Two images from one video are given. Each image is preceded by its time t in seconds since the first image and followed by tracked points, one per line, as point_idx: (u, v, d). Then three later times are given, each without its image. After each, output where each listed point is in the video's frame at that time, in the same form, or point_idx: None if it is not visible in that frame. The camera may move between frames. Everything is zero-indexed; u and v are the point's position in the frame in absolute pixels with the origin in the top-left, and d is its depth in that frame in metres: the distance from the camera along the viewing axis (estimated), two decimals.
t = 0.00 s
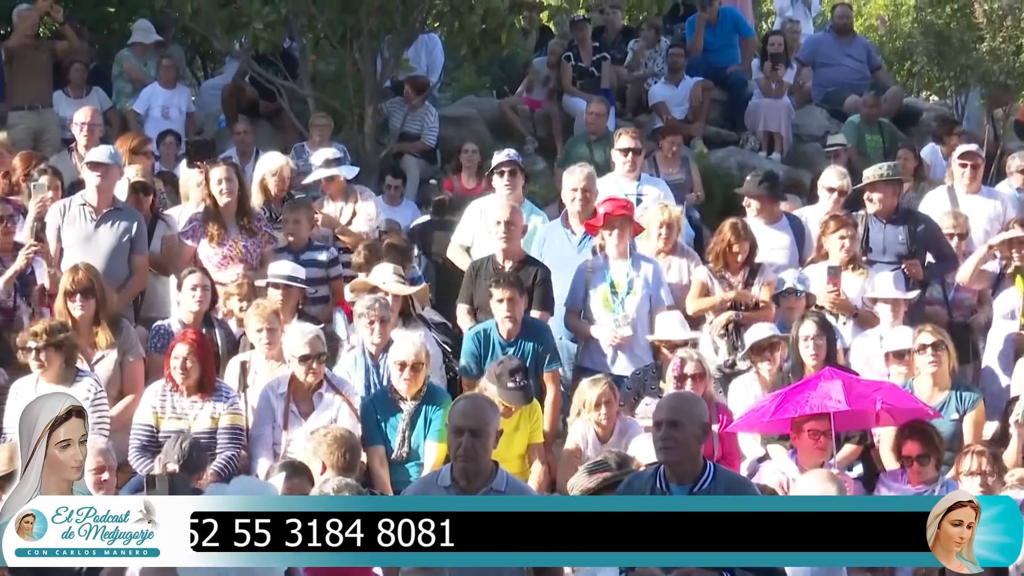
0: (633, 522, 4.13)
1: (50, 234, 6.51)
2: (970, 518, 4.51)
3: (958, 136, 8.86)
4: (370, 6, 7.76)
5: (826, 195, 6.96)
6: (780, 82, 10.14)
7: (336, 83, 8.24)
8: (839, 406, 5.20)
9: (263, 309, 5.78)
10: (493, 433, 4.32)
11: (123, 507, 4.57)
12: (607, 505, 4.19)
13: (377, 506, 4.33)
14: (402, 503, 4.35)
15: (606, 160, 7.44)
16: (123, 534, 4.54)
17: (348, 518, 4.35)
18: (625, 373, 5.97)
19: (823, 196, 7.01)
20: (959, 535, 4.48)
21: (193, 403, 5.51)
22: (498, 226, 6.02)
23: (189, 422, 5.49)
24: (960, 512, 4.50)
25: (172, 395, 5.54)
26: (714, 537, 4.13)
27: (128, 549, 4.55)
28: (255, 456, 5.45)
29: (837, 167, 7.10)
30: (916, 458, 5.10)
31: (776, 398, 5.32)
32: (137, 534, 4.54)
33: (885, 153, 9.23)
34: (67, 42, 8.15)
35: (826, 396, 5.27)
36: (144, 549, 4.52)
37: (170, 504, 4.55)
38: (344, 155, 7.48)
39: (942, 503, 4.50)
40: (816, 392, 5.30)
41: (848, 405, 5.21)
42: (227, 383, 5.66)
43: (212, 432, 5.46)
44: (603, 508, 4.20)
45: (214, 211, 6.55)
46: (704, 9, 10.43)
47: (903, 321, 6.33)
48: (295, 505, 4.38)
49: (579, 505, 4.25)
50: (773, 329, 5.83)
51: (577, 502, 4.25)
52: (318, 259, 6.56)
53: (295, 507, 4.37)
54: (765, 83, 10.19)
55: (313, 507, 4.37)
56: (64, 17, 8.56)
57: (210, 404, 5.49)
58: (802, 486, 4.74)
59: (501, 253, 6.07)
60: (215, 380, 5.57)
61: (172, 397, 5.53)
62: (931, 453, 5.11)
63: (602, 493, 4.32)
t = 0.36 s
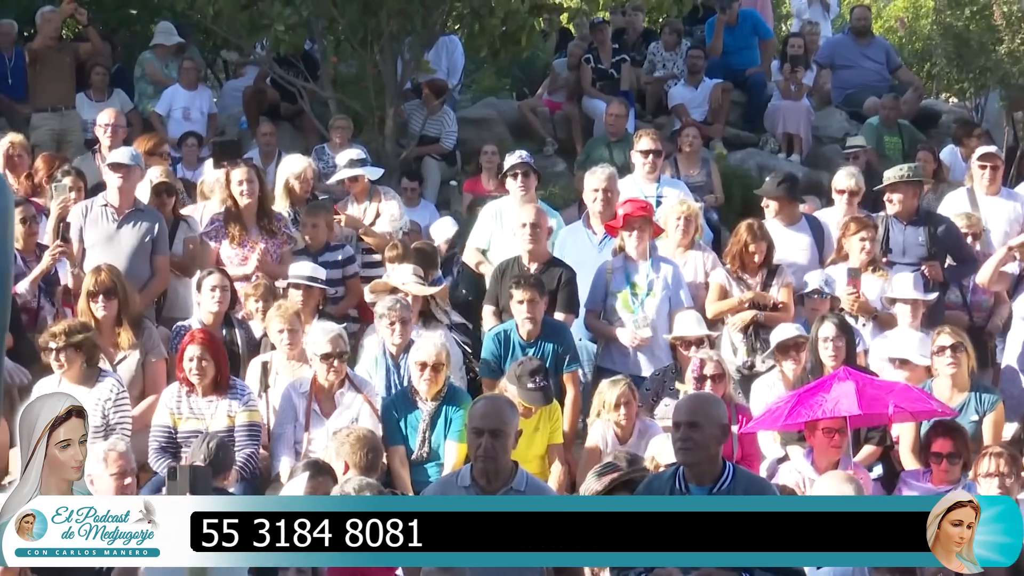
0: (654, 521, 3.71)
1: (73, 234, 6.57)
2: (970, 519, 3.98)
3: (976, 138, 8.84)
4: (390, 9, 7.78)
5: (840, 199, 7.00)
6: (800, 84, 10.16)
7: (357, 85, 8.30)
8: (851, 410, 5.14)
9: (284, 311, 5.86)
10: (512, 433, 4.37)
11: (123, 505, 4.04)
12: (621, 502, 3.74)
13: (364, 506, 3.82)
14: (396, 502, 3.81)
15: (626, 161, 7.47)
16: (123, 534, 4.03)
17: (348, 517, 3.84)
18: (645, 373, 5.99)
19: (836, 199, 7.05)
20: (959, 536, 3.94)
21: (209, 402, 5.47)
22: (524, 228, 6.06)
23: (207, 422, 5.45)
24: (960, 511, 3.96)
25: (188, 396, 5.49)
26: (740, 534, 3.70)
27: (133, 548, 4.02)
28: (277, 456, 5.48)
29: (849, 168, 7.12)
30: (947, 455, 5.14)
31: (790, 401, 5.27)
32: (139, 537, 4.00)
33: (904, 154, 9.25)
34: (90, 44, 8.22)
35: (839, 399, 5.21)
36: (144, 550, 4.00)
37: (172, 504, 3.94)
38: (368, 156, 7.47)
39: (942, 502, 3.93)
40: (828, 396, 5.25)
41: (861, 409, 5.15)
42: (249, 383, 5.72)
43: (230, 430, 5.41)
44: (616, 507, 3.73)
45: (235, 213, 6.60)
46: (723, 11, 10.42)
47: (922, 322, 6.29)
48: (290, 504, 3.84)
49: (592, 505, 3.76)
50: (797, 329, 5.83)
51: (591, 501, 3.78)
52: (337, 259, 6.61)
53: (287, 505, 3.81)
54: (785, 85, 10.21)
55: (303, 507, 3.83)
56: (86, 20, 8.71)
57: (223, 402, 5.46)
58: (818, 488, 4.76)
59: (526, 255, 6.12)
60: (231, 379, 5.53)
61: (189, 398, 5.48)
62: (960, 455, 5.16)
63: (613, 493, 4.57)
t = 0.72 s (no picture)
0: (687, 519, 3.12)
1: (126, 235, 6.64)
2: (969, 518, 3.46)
3: None
4: (441, 10, 7.86)
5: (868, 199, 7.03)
6: (850, 86, 10.18)
7: (409, 87, 8.33)
8: (896, 406, 5.18)
9: (336, 311, 5.90)
10: (566, 435, 4.44)
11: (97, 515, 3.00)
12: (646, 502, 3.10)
13: (352, 504, 3.07)
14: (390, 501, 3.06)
15: (676, 163, 7.50)
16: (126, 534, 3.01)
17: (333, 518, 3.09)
18: (695, 374, 6.01)
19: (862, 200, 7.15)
20: (959, 536, 3.39)
21: (268, 403, 5.52)
22: (585, 231, 6.08)
23: (261, 422, 5.50)
24: (959, 509, 3.42)
25: (245, 395, 5.54)
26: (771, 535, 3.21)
27: (123, 555, 3.10)
28: (330, 456, 5.51)
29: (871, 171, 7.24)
30: (1001, 457, 5.09)
31: (836, 402, 5.30)
32: (136, 538, 3.23)
33: (955, 157, 9.24)
34: (144, 47, 8.31)
35: (885, 396, 5.25)
36: (143, 551, 3.24)
37: (171, 504, 3.32)
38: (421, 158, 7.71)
39: (941, 500, 3.38)
40: (873, 394, 5.29)
41: (906, 404, 5.21)
42: (302, 383, 5.78)
43: (284, 431, 5.48)
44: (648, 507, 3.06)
45: (288, 214, 6.68)
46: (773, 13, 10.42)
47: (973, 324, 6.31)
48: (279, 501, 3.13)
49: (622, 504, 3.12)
50: (855, 330, 5.83)
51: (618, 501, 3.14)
52: (388, 262, 6.67)
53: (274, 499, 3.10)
54: (835, 87, 10.22)
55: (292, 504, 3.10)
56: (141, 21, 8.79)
57: (282, 402, 5.51)
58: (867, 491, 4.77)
59: (586, 256, 6.13)
60: (287, 379, 5.60)
61: (245, 398, 5.53)
62: (1016, 456, 5.09)
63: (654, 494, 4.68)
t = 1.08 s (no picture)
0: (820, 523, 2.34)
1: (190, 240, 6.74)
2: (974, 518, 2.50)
3: None
4: (500, 20, 8.46)
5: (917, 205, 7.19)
6: (904, 94, 10.28)
7: (468, 95, 9.01)
8: (951, 402, 5.25)
9: (395, 315, 6.07)
10: (627, 438, 4.62)
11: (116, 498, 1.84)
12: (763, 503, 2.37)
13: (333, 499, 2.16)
14: (419, 504, 2.17)
15: (731, 169, 7.61)
16: (123, 534, 1.90)
17: (351, 525, 2.17)
18: (750, 377, 6.07)
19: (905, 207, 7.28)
20: (961, 535, 2.42)
21: (332, 406, 5.61)
22: (646, 236, 6.18)
23: (325, 423, 5.59)
24: (960, 506, 2.47)
25: (310, 396, 5.63)
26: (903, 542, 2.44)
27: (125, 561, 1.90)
28: (388, 457, 5.57)
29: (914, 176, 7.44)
30: None
31: (889, 401, 5.41)
32: (135, 537, 1.97)
33: (1007, 163, 9.26)
34: (208, 55, 8.59)
35: (939, 394, 5.32)
36: (145, 551, 2.01)
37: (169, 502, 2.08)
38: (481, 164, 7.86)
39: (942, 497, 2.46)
40: (928, 393, 5.36)
41: (960, 400, 5.26)
42: (362, 385, 5.87)
43: (347, 433, 5.56)
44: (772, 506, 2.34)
45: (348, 219, 6.85)
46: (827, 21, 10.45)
47: None
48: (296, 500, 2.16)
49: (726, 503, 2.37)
50: (902, 335, 5.94)
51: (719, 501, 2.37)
52: (446, 265, 6.82)
53: (290, 498, 2.14)
54: (889, 95, 10.34)
55: (312, 497, 2.17)
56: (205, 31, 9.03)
57: (347, 404, 5.61)
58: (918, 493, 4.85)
59: (648, 262, 6.21)
60: (352, 383, 5.69)
61: (311, 399, 5.62)
62: None
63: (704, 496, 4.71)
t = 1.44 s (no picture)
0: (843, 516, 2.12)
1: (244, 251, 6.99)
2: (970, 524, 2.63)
3: None
4: (545, 37, 9.14)
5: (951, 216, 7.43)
6: (937, 109, 10.44)
7: (513, 109, 9.72)
8: (981, 409, 5.37)
9: (443, 324, 6.31)
10: (672, 444, 4.84)
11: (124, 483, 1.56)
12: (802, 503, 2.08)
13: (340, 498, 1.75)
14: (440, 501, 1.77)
15: (768, 183, 7.88)
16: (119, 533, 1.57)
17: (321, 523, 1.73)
18: (785, 384, 6.30)
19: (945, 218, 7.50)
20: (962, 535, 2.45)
21: (381, 410, 5.83)
22: (686, 247, 6.43)
23: (374, 428, 5.83)
24: (960, 507, 2.52)
25: (359, 402, 5.87)
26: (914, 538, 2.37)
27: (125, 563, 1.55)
28: (436, 460, 5.81)
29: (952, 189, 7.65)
30: None
31: (920, 409, 5.56)
32: (137, 537, 1.60)
33: None
34: (264, 73, 8.93)
35: (970, 401, 5.45)
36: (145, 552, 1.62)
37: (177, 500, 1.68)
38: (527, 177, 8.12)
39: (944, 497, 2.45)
40: (958, 400, 5.48)
41: (988, 407, 5.39)
42: (410, 392, 6.12)
43: (394, 437, 5.80)
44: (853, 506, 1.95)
45: (396, 230, 7.12)
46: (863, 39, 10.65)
47: None
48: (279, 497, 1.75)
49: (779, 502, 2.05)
50: (933, 344, 6.10)
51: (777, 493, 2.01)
52: (495, 277, 7.08)
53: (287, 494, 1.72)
54: (922, 111, 10.50)
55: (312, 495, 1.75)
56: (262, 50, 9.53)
57: (395, 409, 5.83)
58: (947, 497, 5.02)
59: (687, 272, 6.46)
60: (399, 388, 5.91)
61: (359, 404, 5.86)
62: None
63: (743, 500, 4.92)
